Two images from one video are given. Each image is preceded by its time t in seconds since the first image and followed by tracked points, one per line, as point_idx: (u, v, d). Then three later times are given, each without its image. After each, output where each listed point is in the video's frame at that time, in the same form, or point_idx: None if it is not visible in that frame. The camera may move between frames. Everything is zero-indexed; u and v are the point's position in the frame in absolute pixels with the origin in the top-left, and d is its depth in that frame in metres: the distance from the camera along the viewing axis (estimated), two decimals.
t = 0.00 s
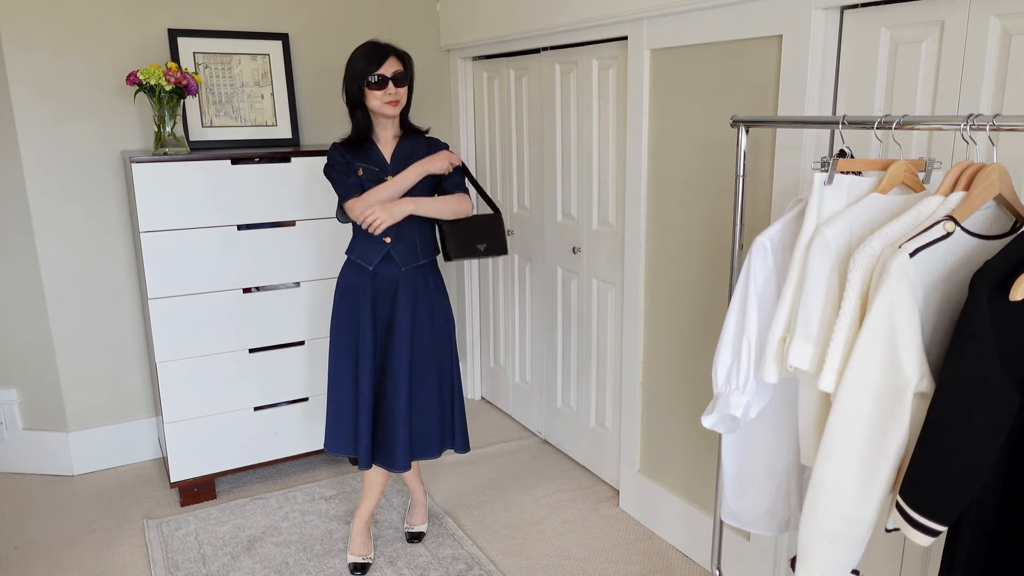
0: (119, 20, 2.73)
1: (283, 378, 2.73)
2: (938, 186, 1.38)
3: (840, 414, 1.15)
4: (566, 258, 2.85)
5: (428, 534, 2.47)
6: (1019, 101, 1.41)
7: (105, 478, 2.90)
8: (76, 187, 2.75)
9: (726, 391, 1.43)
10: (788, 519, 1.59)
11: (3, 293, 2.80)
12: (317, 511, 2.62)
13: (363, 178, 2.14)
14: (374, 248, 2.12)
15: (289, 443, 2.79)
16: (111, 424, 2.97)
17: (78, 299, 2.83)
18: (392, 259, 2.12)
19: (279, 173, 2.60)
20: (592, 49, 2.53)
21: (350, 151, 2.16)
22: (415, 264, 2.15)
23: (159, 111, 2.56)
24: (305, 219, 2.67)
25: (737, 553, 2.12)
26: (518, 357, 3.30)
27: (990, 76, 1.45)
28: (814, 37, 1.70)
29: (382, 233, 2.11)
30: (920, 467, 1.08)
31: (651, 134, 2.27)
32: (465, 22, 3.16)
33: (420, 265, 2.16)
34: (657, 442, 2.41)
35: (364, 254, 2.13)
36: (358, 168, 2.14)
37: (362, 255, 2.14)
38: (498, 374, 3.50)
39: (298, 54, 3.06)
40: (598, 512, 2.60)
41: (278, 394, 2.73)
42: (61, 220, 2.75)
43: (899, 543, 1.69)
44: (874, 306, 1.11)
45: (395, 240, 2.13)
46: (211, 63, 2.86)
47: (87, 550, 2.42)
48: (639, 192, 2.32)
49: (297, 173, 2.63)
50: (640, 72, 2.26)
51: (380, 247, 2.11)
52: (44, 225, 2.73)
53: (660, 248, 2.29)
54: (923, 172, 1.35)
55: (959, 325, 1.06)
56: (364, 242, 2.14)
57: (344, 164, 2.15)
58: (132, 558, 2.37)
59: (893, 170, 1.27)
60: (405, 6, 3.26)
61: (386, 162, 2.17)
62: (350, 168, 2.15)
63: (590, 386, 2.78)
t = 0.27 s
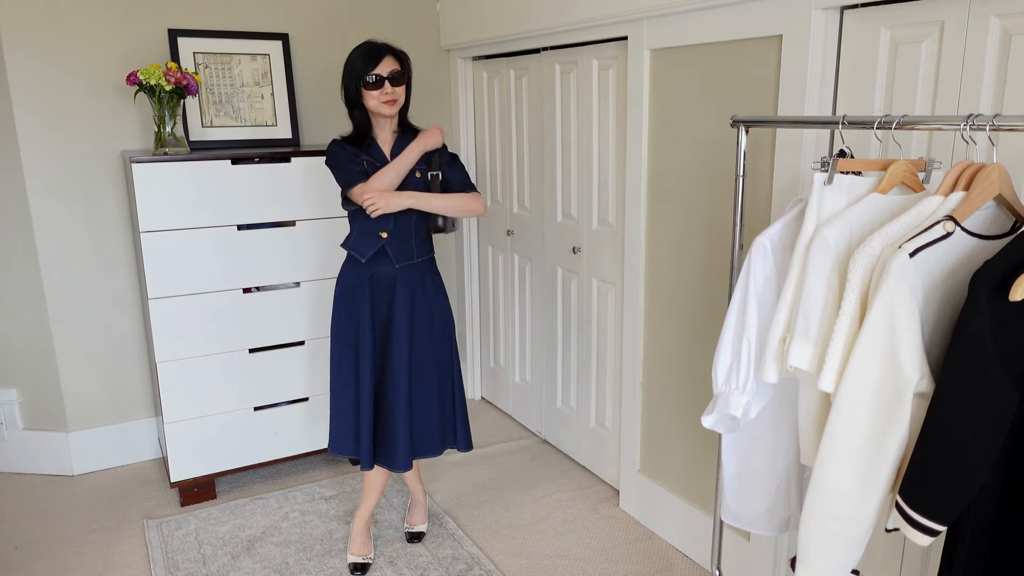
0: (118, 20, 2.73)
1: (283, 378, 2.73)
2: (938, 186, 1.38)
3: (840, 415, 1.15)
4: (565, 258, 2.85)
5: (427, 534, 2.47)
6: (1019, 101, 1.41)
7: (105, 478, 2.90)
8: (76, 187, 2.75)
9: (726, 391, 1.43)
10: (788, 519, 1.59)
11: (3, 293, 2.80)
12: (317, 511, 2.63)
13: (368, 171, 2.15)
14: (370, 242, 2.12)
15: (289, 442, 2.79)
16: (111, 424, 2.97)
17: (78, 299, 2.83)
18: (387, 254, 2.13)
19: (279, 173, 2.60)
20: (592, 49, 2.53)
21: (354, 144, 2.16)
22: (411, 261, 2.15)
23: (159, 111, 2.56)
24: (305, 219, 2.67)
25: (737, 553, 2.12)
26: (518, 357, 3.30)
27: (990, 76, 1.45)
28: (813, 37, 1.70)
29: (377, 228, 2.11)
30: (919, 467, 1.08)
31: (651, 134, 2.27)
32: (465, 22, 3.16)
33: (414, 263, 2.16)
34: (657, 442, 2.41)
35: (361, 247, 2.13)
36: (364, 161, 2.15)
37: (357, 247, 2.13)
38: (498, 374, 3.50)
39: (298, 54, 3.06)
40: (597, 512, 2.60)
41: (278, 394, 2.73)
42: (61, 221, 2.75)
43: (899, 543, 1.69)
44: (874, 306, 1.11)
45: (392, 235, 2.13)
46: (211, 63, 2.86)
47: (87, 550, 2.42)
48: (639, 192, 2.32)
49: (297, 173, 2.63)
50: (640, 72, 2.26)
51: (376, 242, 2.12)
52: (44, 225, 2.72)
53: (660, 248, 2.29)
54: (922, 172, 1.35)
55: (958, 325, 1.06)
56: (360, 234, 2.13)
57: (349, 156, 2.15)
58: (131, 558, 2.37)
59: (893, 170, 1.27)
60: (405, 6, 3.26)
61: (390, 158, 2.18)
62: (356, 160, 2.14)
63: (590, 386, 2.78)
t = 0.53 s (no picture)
0: (118, 20, 2.73)
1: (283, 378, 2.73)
2: (938, 186, 1.38)
3: (840, 415, 1.15)
4: (566, 258, 2.85)
5: (427, 534, 2.47)
6: (1020, 101, 1.41)
7: (105, 478, 2.90)
8: (76, 187, 2.75)
9: (726, 391, 1.43)
10: (788, 519, 1.59)
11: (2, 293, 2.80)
12: (317, 511, 2.63)
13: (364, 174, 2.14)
14: (366, 244, 2.12)
15: (289, 443, 2.79)
16: (111, 424, 2.96)
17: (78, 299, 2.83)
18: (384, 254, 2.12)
19: (278, 173, 2.60)
20: (592, 49, 2.53)
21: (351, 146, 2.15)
22: (408, 261, 2.15)
23: (159, 111, 2.56)
24: (305, 219, 2.67)
25: (737, 553, 2.12)
26: (518, 357, 3.30)
27: (990, 76, 1.44)
28: (813, 37, 1.70)
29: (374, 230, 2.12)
30: (919, 467, 1.08)
31: (651, 134, 2.27)
32: (465, 22, 3.16)
33: (412, 263, 2.16)
34: (657, 441, 2.41)
35: (355, 247, 2.13)
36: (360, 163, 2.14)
37: (352, 246, 2.14)
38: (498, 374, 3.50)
39: (298, 54, 3.06)
40: (597, 512, 2.60)
41: (278, 394, 2.73)
42: (61, 221, 2.75)
43: (899, 543, 1.69)
44: (874, 306, 1.11)
45: (388, 236, 2.13)
46: (211, 63, 2.86)
47: (87, 550, 2.42)
48: (639, 192, 2.32)
49: (297, 173, 2.63)
50: (639, 72, 2.26)
51: (371, 243, 2.12)
52: (44, 225, 2.72)
53: (660, 248, 2.29)
54: (923, 172, 1.35)
55: (959, 325, 1.06)
56: (355, 234, 2.14)
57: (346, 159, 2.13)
58: (131, 558, 2.37)
59: (893, 170, 1.27)
60: (405, 6, 3.26)
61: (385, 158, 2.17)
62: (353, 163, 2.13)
63: (590, 386, 2.78)
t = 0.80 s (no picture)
0: (119, 20, 2.73)
1: (283, 378, 2.73)
2: (938, 186, 1.38)
3: (840, 415, 1.15)
4: (566, 258, 2.85)
5: (427, 534, 2.47)
6: (1019, 101, 1.41)
7: (105, 478, 2.90)
8: (76, 187, 2.75)
9: (726, 391, 1.43)
10: (788, 519, 1.59)
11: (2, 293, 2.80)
12: (317, 511, 2.63)
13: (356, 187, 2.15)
14: (372, 254, 2.14)
15: (289, 443, 2.79)
16: (111, 424, 2.97)
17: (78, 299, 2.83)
18: (391, 261, 2.13)
19: (278, 173, 2.60)
20: (592, 49, 2.53)
21: (342, 159, 2.17)
22: (416, 264, 2.15)
23: (159, 111, 2.56)
24: (305, 219, 2.67)
25: (737, 553, 2.12)
26: (518, 357, 3.30)
27: (990, 76, 1.45)
28: (813, 36, 1.70)
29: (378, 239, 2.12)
30: (919, 467, 1.08)
31: (651, 134, 2.27)
32: (465, 22, 3.16)
33: (421, 266, 2.16)
34: (657, 441, 2.42)
35: (362, 260, 2.15)
36: (351, 177, 2.15)
37: (361, 259, 2.15)
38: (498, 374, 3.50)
39: (298, 54, 3.06)
40: (597, 512, 2.60)
41: (278, 394, 2.73)
42: (61, 221, 2.75)
43: (899, 543, 1.69)
44: (874, 306, 1.11)
45: (393, 242, 2.13)
46: (211, 63, 2.86)
47: (87, 550, 2.42)
48: (639, 193, 2.32)
49: (297, 173, 2.63)
50: (639, 72, 2.26)
51: (378, 253, 2.13)
52: (44, 225, 2.73)
53: (660, 248, 2.29)
54: (922, 172, 1.35)
55: (959, 325, 1.06)
56: (363, 247, 2.15)
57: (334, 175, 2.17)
58: (131, 558, 2.38)
59: (893, 170, 1.27)
60: (405, 6, 3.26)
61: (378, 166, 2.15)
62: (342, 180, 2.16)
63: (591, 386, 2.78)
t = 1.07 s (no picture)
0: (118, 19, 2.73)
1: (283, 378, 2.73)
2: (938, 186, 1.38)
3: (840, 415, 1.15)
4: (565, 258, 2.85)
5: (427, 535, 2.47)
6: (1019, 101, 1.41)
7: (105, 478, 2.90)
8: (76, 187, 2.75)
9: (726, 391, 1.43)
10: (788, 520, 1.59)
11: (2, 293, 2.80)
12: (317, 511, 2.63)
13: (355, 190, 2.15)
14: (375, 256, 2.13)
15: (289, 443, 2.79)
16: (111, 424, 2.97)
17: (78, 299, 2.83)
18: (394, 262, 2.13)
19: (278, 173, 2.60)
20: (592, 49, 2.53)
21: (342, 163, 2.18)
22: (418, 266, 2.15)
23: (159, 111, 2.56)
24: (304, 219, 2.67)
25: (737, 553, 2.12)
26: (518, 356, 3.30)
27: (990, 75, 1.45)
28: (813, 36, 1.71)
29: (381, 240, 2.12)
30: (920, 467, 1.08)
31: (650, 134, 2.27)
32: (465, 22, 3.16)
33: (422, 267, 2.16)
34: (657, 441, 2.42)
35: (366, 262, 2.14)
36: (350, 181, 2.16)
37: (364, 262, 2.15)
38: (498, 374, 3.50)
39: (298, 54, 3.06)
40: (597, 512, 2.60)
41: (278, 394, 2.73)
42: (61, 221, 2.75)
43: (899, 542, 1.69)
44: (874, 306, 1.11)
45: (396, 244, 2.13)
46: (211, 63, 2.86)
47: (87, 550, 2.42)
48: (639, 192, 2.33)
49: (297, 173, 2.63)
50: (639, 72, 2.26)
51: (381, 254, 2.13)
52: (44, 225, 2.72)
53: (660, 248, 2.29)
54: (923, 172, 1.35)
55: (958, 325, 1.06)
56: (366, 249, 2.15)
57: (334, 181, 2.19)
58: (131, 558, 2.38)
59: (893, 170, 1.27)
60: (405, 6, 3.26)
61: (377, 167, 2.14)
62: (342, 186, 2.18)
63: (591, 386, 2.78)
